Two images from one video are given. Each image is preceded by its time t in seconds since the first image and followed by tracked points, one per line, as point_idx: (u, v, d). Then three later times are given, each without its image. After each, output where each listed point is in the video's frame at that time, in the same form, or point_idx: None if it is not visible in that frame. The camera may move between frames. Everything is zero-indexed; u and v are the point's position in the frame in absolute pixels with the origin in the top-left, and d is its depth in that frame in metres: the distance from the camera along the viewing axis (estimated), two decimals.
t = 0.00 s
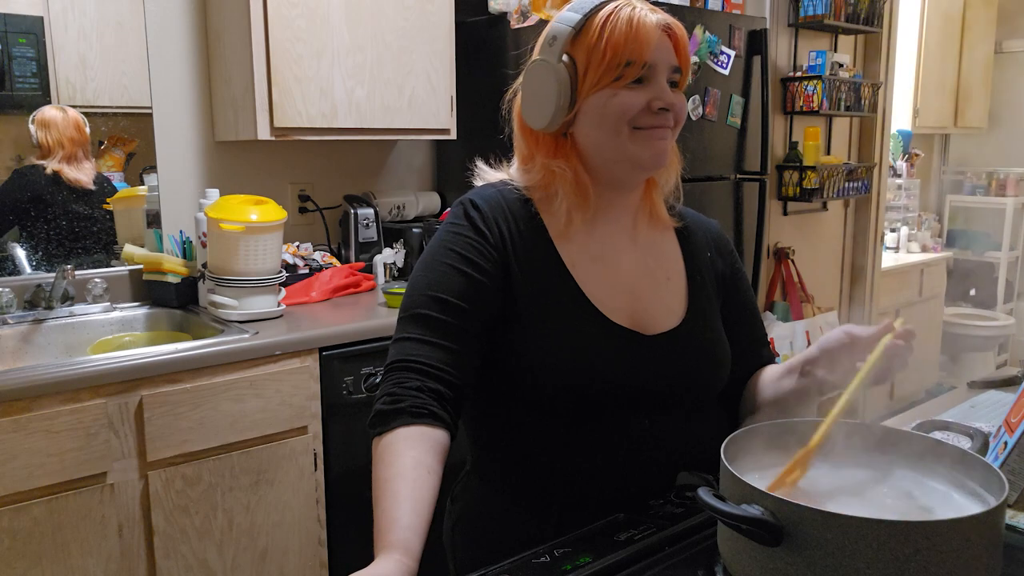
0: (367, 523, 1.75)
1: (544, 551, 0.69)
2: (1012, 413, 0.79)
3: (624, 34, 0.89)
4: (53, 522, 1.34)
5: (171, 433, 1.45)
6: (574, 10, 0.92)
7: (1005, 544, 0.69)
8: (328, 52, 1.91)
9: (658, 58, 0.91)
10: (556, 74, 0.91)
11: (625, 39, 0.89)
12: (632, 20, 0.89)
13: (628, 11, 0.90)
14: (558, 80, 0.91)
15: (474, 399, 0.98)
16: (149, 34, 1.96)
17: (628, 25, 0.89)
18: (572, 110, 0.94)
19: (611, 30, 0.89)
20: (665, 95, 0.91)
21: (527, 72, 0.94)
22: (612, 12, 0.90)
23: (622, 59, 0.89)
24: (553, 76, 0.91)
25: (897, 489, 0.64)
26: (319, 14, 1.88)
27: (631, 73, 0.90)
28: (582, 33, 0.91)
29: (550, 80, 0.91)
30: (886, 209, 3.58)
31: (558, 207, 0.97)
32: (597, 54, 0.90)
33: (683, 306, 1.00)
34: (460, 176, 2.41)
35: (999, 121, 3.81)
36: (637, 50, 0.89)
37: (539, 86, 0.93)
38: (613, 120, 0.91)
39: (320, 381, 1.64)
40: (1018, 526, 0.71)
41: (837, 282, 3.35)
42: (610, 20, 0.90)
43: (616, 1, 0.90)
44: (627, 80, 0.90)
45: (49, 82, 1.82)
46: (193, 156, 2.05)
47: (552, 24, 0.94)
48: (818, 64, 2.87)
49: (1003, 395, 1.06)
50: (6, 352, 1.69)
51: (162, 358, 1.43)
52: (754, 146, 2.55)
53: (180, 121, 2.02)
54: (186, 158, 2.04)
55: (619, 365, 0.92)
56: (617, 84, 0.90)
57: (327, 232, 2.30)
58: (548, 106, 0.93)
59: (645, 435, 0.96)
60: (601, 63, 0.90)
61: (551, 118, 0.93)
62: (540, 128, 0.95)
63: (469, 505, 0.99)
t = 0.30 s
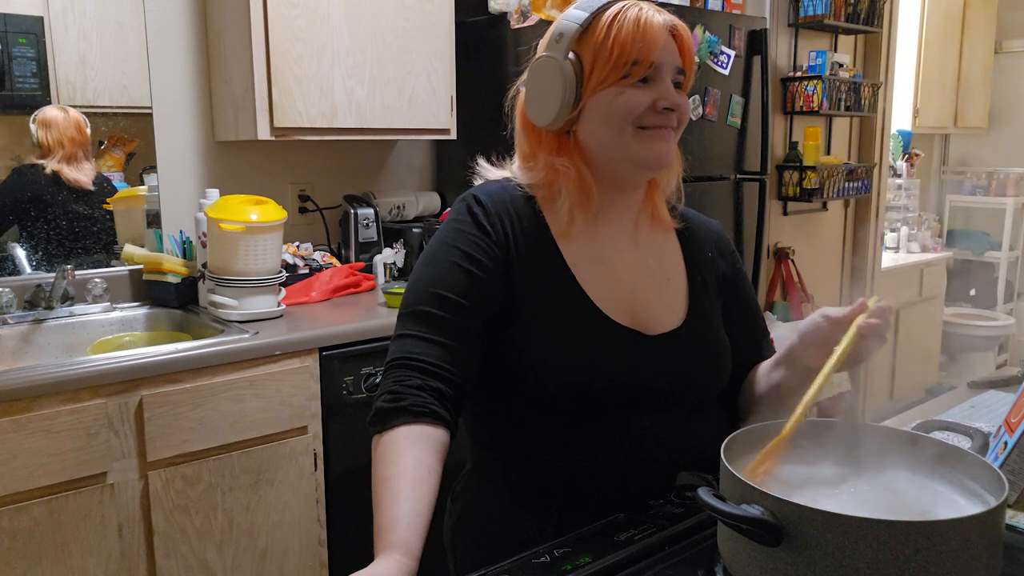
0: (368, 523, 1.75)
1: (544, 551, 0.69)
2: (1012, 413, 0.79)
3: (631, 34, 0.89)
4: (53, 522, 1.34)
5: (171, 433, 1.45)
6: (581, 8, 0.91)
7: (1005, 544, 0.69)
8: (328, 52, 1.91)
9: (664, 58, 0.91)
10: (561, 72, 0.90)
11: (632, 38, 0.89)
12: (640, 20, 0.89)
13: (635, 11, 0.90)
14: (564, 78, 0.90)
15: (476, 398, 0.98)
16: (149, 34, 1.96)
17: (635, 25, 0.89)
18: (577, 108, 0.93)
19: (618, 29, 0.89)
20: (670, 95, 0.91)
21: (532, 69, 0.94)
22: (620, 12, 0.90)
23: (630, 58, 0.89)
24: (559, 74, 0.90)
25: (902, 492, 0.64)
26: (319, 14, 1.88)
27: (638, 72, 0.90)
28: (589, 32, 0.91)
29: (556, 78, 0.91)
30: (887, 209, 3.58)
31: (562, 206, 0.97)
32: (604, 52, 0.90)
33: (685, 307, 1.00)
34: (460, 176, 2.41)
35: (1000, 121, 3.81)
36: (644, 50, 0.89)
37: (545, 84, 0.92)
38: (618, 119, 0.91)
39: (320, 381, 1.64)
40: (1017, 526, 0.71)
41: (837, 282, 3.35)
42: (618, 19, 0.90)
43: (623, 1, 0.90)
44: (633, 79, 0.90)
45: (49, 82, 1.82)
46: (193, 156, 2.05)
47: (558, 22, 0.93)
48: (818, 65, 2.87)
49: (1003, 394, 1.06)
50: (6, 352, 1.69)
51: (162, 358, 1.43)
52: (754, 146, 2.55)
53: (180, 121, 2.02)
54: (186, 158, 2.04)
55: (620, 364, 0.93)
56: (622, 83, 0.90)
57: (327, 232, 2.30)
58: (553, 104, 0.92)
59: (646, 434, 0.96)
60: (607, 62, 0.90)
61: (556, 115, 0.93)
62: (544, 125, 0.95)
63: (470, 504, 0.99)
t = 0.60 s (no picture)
0: (368, 523, 1.75)
1: (544, 551, 0.69)
2: (1012, 413, 0.79)
3: (632, 34, 0.89)
4: (52, 522, 1.34)
5: (171, 433, 1.45)
6: (581, 8, 0.91)
7: (1004, 544, 0.69)
8: (328, 52, 1.91)
9: (666, 58, 0.91)
10: (563, 72, 0.90)
11: (633, 38, 0.89)
12: (641, 20, 0.89)
13: (637, 11, 0.90)
14: (565, 78, 0.90)
15: (477, 397, 0.98)
16: (149, 35, 1.96)
17: (636, 25, 0.89)
18: (578, 108, 0.93)
19: (620, 29, 0.89)
20: (672, 95, 0.91)
21: (534, 68, 0.93)
22: (621, 11, 0.90)
23: (631, 58, 0.89)
24: (560, 73, 0.90)
25: (901, 492, 0.64)
26: (319, 14, 1.88)
27: (639, 72, 0.90)
28: (590, 31, 0.90)
29: (557, 78, 0.91)
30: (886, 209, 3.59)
31: (564, 206, 0.97)
32: (605, 53, 0.90)
33: (686, 307, 1.00)
34: (461, 176, 2.41)
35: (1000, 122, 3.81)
36: (646, 50, 0.89)
37: (546, 83, 0.92)
38: (620, 119, 0.91)
39: (320, 381, 1.64)
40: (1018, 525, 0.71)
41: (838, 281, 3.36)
42: (619, 19, 0.89)
43: (625, 1, 0.90)
44: (635, 80, 0.90)
45: (49, 82, 1.82)
46: (193, 156, 2.05)
47: (560, 21, 0.93)
48: (818, 65, 2.87)
49: (1003, 394, 1.06)
50: (6, 352, 1.69)
51: (163, 358, 1.43)
52: (754, 146, 2.55)
53: (180, 121, 2.02)
54: (186, 158, 2.04)
55: (621, 364, 0.93)
56: (625, 83, 0.90)
57: (327, 232, 2.30)
58: (554, 103, 0.92)
59: (646, 434, 0.96)
60: (609, 62, 0.90)
61: (557, 115, 0.93)
62: (546, 125, 0.95)
63: (470, 504, 0.99)
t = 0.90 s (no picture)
0: (368, 523, 1.75)
1: (544, 552, 0.68)
2: (1013, 414, 0.78)
3: (636, 42, 0.88)
4: (51, 522, 1.34)
5: (170, 433, 1.44)
6: (589, 9, 0.90)
7: (1006, 544, 0.69)
8: (328, 52, 1.91)
9: (669, 68, 0.90)
10: (563, 73, 0.90)
11: (638, 45, 0.88)
12: (646, 28, 0.88)
13: (644, 19, 0.89)
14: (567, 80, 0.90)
15: (477, 397, 0.98)
16: (149, 35, 1.95)
17: (641, 33, 0.88)
18: (577, 110, 0.93)
19: (625, 34, 0.88)
20: (671, 107, 0.90)
21: (537, 68, 0.93)
22: (628, 17, 0.89)
23: (633, 67, 0.88)
24: (561, 74, 0.90)
25: (902, 496, 0.64)
26: (319, 14, 1.87)
27: (640, 81, 0.89)
28: (595, 35, 0.90)
29: (558, 78, 0.90)
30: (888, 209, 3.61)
31: (558, 207, 0.97)
32: (608, 58, 0.89)
33: (687, 307, 1.00)
34: (460, 176, 2.41)
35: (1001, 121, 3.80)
36: (648, 60, 0.88)
37: (547, 82, 0.92)
38: (616, 125, 0.91)
39: (319, 382, 1.64)
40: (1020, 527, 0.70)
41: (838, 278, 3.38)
42: (624, 25, 0.88)
43: (633, 6, 0.89)
44: (636, 88, 0.90)
45: (48, 82, 1.82)
46: (193, 156, 2.04)
47: (565, 22, 0.92)
48: (819, 64, 2.87)
49: (1005, 394, 1.05)
50: (5, 352, 1.69)
51: (162, 358, 1.43)
52: (754, 146, 2.54)
53: (180, 121, 2.02)
54: (186, 158, 2.03)
55: (623, 364, 0.92)
56: (627, 89, 0.90)
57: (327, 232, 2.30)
58: (554, 103, 0.92)
59: (647, 434, 0.95)
60: (610, 68, 0.89)
61: (555, 115, 0.93)
62: (545, 123, 0.95)
63: (470, 505, 0.98)
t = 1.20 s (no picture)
0: (368, 523, 1.75)
1: (544, 552, 0.68)
2: (1013, 413, 0.79)
3: (638, 35, 0.88)
4: (51, 522, 1.34)
5: (170, 433, 1.44)
6: (587, 5, 0.90)
7: (1006, 544, 0.69)
8: (328, 52, 1.91)
9: (670, 62, 0.91)
10: (566, 70, 0.89)
11: (639, 39, 0.88)
12: (647, 21, 0.88)
13: (644, 12, 0.89)
14: (569, 76, 0.89)
15: (477, 397, 0.98)
16: (149, 35, 1.95)
17: (642, 26, 0.88)
18: (580, 106, 0.93)
19: (626, 29, 0.88)
20: (675, 98, 0.91)
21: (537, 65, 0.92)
22: (628, 11, 0.89)
23: (636, 60, 0.89)
24: (563, 72, 0.89)
25: (905, 499, 0.63)
26: (319, 14, 1.87)
27: (643, 74, 0.90)
28: (595, 30, 0.90)
29: (561, 76, 0.90)
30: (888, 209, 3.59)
31: (564, 206, 0.97)
32: (610, 52, 0.89)
33: (687, 306, 1.00)
34: (460, 175, 2.41)
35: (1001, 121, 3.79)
36: (651, 52, 0.89)
37: (548, 80, 0.91)
38: (621, 119, 0.90)
39: (319, 381, 1.64)
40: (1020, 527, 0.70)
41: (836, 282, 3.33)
42: (625, 19, 0.89)
43: (631, 1, 0.89)
44: (639, 81, 0.90)
45: (48, 82, 1.82)
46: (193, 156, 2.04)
47: (564, 18, 0.92)
48: (819, 64, 2.88)
49: (1005, 394, 1.05)
50: (5, 352, 1.69)
51: (162, 358, 1.43)
52: (754, 145, 2.54)
53: (180, 121, 2.02)
54: (186, 158, 2.03)
55: (623, 364, 0.92)
56: (629, 83, 0.90)
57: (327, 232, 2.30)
58: (557, 101, 0.91)
59: (646, 434, 0.95)
60: (612, 63, 0.89)
61: (558, 113, 0.92)
62: (547, 121, 0.94)
63: (470, 504, 0.98)
